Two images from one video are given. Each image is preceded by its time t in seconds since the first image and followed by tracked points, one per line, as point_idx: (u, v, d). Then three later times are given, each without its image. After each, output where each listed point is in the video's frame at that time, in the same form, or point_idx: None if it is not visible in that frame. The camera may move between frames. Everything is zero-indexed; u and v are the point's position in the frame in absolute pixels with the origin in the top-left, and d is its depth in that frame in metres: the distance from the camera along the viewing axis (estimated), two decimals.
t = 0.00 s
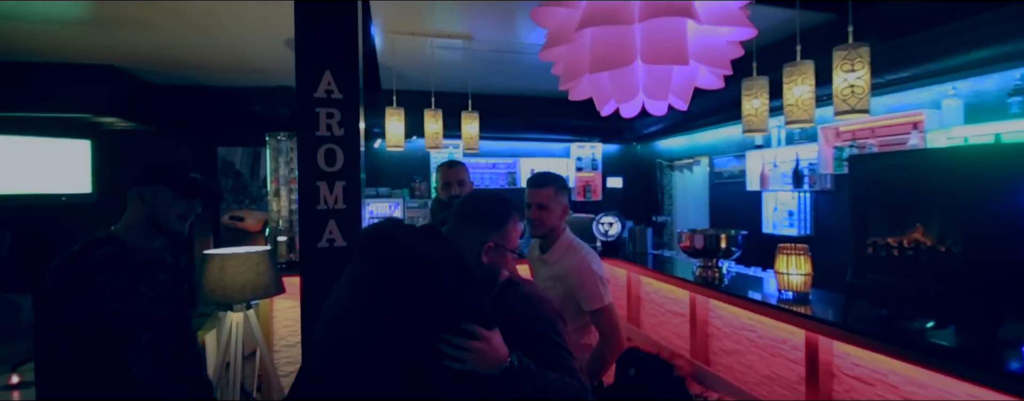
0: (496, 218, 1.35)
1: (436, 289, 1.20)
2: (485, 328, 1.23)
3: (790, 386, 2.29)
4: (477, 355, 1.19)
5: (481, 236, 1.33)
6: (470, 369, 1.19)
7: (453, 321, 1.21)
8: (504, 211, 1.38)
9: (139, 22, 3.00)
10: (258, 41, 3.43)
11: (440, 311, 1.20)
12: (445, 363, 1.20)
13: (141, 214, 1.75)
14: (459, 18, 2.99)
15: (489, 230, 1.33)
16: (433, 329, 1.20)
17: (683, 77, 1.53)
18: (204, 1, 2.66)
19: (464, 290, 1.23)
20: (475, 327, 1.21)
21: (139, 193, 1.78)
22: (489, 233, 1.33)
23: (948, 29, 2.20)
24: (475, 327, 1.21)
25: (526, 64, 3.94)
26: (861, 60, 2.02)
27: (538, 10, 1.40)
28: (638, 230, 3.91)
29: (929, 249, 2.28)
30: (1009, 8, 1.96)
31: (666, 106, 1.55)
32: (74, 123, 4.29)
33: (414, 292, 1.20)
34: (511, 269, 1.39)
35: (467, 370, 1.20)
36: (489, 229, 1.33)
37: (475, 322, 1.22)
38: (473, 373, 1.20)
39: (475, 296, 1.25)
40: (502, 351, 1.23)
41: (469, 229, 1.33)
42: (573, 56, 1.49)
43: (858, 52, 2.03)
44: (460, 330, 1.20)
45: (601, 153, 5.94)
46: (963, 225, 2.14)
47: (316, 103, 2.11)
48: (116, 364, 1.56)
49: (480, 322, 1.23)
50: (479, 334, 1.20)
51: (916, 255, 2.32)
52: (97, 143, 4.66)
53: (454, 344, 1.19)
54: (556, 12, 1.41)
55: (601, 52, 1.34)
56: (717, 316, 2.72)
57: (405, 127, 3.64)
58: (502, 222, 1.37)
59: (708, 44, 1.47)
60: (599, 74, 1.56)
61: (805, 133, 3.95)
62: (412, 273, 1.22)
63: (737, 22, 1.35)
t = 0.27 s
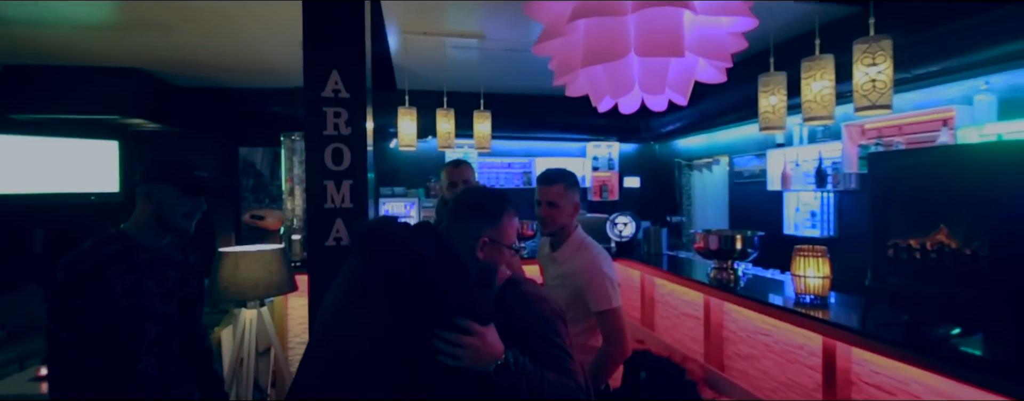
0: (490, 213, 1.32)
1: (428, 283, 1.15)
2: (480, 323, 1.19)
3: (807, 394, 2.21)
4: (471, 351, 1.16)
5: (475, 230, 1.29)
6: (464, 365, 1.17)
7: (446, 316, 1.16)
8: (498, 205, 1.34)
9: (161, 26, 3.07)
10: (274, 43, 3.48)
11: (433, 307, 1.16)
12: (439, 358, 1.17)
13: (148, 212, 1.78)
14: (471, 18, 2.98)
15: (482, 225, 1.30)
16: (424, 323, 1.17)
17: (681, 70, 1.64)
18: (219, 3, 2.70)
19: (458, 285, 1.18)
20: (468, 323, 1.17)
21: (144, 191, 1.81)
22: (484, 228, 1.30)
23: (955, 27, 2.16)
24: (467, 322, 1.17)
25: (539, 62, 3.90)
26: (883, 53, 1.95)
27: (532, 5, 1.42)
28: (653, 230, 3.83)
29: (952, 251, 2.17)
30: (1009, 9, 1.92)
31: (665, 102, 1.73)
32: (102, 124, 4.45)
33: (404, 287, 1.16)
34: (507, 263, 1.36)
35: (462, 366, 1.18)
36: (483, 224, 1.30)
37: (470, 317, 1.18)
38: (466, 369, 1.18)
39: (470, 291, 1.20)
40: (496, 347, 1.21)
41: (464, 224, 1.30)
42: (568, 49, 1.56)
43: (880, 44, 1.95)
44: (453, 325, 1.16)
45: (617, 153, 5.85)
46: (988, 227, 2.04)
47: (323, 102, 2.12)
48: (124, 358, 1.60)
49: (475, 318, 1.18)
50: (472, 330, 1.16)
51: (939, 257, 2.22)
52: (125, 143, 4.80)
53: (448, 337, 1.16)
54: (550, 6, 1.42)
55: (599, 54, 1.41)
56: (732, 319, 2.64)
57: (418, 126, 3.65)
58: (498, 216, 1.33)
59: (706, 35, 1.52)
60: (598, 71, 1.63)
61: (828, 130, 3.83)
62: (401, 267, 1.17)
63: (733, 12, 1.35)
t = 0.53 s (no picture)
0: (485, 206, 1.28)
1: (427, 275, 1.12)
2: (480, 319, 1.16)
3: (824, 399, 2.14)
4: (472, 347, 1.13)
5: (472, 223, 1.26)
6: (464, 361, 1.15)
7: (445, 311, 1.14)
8: (494, 198, 1.30)
9: (181, 28, 3.13)
10: (290, 45, 3.53)
11: (431, 301, 1.13)
12: (440, 353, 1.15)
13: (159, 209, 1.82)
14: (483, 16, 2.95)
15: (477, 218, 1.26)
16: (420, 318, 1.14)
17: (681, 63, 1.61)
18: (234, 4, 2.75)
19: (456, 279, 1.15)
20: (469, 318, 1.14)
21: (156, 188, 1.85)
22: (479, 221, 1.26)
23: (988, 17, 2.03)
24: (467, 317, 1.14)
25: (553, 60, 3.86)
26: (906, 45, 1.87)
27: None
28: (668, 230, 3.76)
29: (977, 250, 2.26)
30: None
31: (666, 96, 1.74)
32: (129, 126, 4.58)
33: (400, 281, 1.13)
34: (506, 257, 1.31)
35: (462, 362, 1.15)
36: (479, 217, 1.26)
37: (470, 312, 1.15)
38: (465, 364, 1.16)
39: (470, 286, 1.17)
40: (498, 343, 1.18)
41: (459, 218, 1.27)
42: (563, 41, 1.54)
43: (903, 36, 1.88)
44: (452, 321, 1.14)
45: (635, 152, 5.77)
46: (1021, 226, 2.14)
47: (332, 101, 2.14)
48: (135, 352, 1.63)
49: (476, 313, 1.16)
50: (474, 326, 1.13)
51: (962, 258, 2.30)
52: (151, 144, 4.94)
53: (449, 333, 1.13)
54: None
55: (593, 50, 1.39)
56: (748, 322, 2.56)
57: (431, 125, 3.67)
58: (495, 209, 1.29)
59: (705, 28, 1.48)
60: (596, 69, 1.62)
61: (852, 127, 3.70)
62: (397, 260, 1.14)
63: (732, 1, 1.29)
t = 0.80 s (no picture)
0: (482, 198, 1.25)
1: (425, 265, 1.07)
2: (484, 314, 1.10)
3: None
4: (473, 342, 1.06)
5: (468, 216, 1.24)
6: (467, 356, 1.08)
7: (444, 305, 1.08)
8: (492, 189, 1.27)
9: (200, 30, 3.20)
10: (305, 46, 3.59)
11: (430, 294, 1.08)
12: (444, 348, 1.08)
13: (173, 205, 1.85)
14: (494, 14, 2.93)
15: (474, 209, 1.24)
16: (418, 311, 1.08)
17: (681, 52, 1.59)
18: (250, 6, 2.79)
19: (456, 271, 1.09)
20: (471, 313, 1.08)
21: (169, 184, 1.87)
22: (476, 213, 1.23)
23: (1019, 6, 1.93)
24: (469, 312, 1.09)
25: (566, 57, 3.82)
26: (928, 36, 1.82)
27: None
28: (683, 229, 3.70)
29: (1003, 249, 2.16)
30: None
31: (668, 88, 1.74)
32: (153, 126, 4.70)
33: (397, 274, 1.08)
34: (505, 249, 1.27)
35: (465, 358, 1.09)
36: (475, 208, 1.23)
37: (472, 307, 1.09)
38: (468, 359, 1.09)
39: (473, 277, 1.11)
40: (501, 335, 1.11)
41: (456, 211, 1.26)
42: (563, 32, 1.52)
43: (926, 27, 1.83)
44: (454, 316, 1.08)
45: (651, 150, 5.68)
46: None
47: (341, 98, 2.15)
48: (148, 344, 1.65)
49: (477, 307, 1.10)
50: (476, 320, 1.08)
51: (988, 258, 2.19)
52: (174, 143, 5.07)
53: (451, 328, 1.07)
54: None
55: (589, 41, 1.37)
56: (763, 322, 2.50)
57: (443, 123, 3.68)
58: (493, 200, 1.26)
59: (705, 14, 1.45)
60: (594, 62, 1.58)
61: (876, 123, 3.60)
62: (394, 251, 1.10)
63: None
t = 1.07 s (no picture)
0: (480, 187, 1.20)
1: (431, 253, 1.04)
2: (491, 306, 1.05)
3: None
4: (481, 335, 1.01)
5: (467, 207, 1.19)
6: (473, 348, 1.02)
7: (449, 296, 1.03)
8: (491, 179, 1.22)
9: (217, 31, 3.25)
10: (320, 46, 3.63)
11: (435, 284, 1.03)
12: (450, 340, 1.03)
13: (187, 201, 1.89)
14: (506, 12, 2.92)
15: (472, 200, 1.19)
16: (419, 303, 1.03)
17: (682, 41, 1.53)
18: (265, 7, 2.83)
19: (460, 260, 1.05)
20: (477, 304, 1.03)
21: (183, 182, 1.91)
22: (475, 204, 1.19)
23: None
24: (476, 303, 1.03)
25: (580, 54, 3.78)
26: (952, 26, 1.78)
27: None
28: (698, 228, 3.65)
29: None
30: None
31: (671, 80, 1.71)
32: (174, 126, 4.81)
33: (399, 264, 1.04)
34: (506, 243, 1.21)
35: (471, 350, 1.03)
36: (472, 199, 1.18)
37: (478, 298, 1.04)
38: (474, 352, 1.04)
39: (479, 267, 1.07)
40: (508, 327, 1.06)
41: (456, 202, 1.21)
42: (562, 21, 1.50)
43: (949, 16, 1.79)
44: (459, 307, 1.02)
45: (667, 148, 5.61)
46: None
47: (351, 96, 2.17)
48: (159, 337, 1.68)
49: (483, 299, 1.05)
50: (483, 312, 1.02)
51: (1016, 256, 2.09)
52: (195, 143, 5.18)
53: (457, 319, 1.02)
54: None
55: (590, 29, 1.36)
56: (779, 323, 2.46)
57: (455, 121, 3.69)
58: (491, 190, 1.21)
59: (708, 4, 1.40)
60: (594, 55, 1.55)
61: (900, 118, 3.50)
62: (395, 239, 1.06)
63: None
